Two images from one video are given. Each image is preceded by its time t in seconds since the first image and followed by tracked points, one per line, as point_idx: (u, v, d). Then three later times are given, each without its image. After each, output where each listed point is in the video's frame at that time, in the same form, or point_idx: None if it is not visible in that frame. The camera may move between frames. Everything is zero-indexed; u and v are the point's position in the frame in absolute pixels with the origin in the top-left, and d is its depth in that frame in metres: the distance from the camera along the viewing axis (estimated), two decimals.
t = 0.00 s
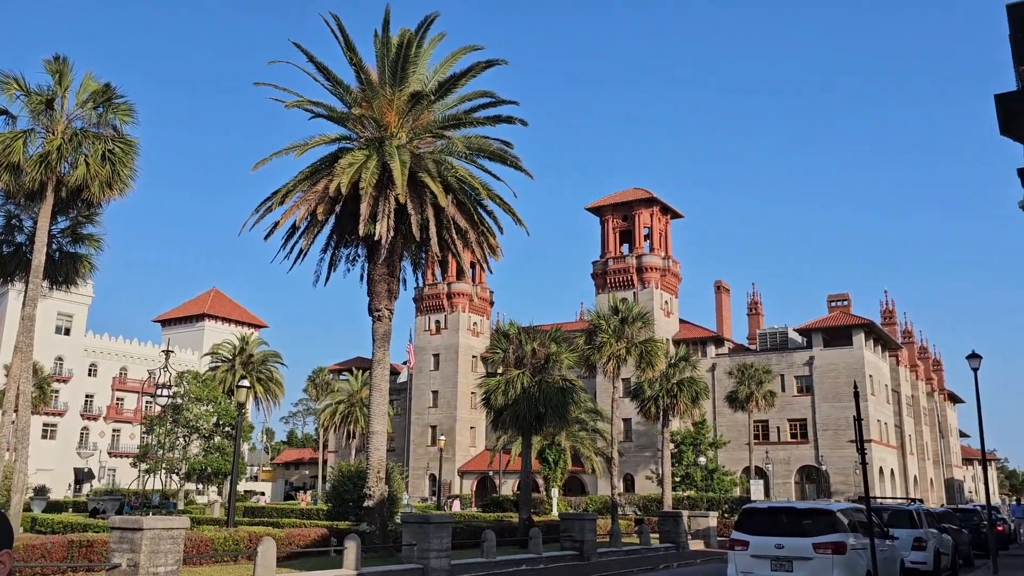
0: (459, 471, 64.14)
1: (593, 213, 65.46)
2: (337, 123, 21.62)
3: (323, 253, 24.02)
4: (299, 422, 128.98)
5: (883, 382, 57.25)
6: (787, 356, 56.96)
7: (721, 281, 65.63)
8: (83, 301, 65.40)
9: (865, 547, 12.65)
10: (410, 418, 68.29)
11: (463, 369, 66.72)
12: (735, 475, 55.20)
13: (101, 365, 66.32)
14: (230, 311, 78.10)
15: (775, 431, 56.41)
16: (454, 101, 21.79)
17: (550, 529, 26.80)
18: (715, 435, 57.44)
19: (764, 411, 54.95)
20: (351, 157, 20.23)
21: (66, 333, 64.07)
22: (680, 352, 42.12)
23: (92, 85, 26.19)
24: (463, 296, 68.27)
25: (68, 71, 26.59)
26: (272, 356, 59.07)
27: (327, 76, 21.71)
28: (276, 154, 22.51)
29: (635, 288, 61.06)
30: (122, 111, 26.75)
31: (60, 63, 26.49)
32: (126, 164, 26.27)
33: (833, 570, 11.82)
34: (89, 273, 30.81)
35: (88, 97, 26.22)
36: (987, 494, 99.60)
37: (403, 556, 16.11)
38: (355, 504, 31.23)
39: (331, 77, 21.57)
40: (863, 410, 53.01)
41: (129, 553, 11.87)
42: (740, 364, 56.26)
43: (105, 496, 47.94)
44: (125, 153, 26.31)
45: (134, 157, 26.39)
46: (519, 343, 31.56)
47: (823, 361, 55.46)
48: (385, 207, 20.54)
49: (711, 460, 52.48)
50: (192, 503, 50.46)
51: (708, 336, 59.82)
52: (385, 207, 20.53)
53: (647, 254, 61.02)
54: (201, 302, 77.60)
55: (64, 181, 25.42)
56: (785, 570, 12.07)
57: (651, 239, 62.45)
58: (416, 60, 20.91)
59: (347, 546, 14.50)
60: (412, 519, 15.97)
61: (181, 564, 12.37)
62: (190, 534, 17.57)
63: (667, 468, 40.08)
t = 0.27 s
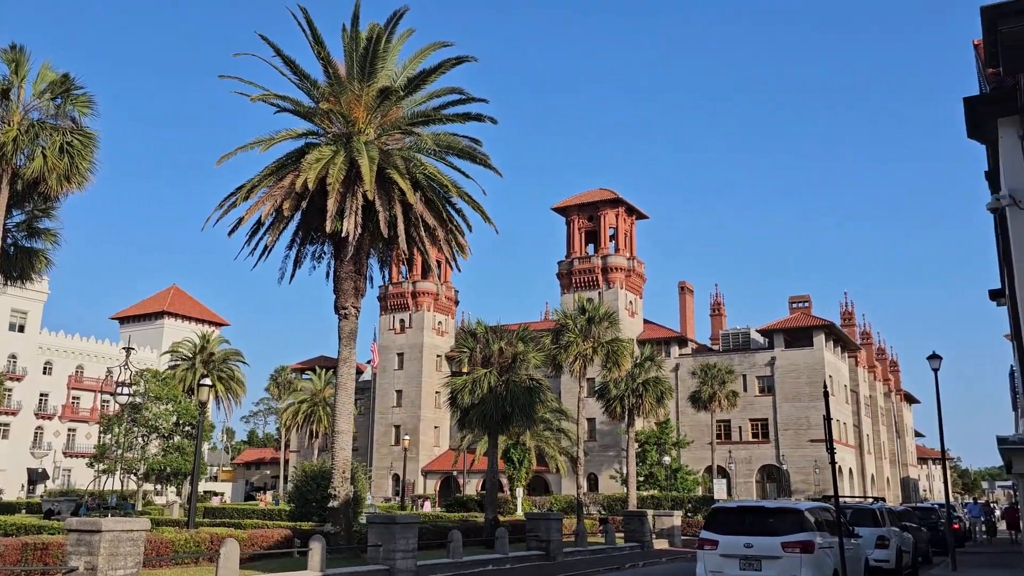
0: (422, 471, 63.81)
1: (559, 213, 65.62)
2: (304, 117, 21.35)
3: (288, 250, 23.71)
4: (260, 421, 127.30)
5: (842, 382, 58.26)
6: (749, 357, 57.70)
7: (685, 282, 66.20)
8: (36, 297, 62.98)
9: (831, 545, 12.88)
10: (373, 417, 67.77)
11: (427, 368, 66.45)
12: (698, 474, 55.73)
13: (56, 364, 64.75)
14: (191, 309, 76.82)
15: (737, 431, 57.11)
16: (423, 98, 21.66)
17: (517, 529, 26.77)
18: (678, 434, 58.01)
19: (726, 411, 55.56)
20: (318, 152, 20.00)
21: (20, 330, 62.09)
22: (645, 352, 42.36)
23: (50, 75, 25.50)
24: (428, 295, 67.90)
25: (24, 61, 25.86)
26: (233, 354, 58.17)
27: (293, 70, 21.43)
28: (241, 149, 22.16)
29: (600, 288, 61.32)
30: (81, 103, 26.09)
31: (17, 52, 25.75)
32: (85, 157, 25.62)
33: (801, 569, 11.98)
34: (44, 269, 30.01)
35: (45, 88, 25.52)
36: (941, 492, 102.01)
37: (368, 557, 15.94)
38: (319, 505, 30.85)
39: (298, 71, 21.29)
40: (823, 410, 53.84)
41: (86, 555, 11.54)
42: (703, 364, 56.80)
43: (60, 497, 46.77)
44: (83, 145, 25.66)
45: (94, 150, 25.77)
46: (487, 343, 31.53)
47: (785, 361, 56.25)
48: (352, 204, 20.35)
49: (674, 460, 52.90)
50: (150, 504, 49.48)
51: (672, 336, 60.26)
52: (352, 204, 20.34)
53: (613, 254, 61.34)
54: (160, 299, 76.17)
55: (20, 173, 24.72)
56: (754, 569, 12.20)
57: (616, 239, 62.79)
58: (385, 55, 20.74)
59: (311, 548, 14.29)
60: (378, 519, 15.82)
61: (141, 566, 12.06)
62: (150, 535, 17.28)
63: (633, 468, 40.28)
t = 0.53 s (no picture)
0: (392, 473, 63.43)
1: (531, 215, 65.68)
2: (277, 115, 21.12)
3: (260, 249, 23.42)
4: (226, 423, 125.77)
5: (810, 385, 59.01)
6: (719, 359, 58.21)
7: (656, 285, 66.60)
8: None
9: (807, 545, 13.04)
10: (342, 419, 67.23)
11: (398, 370, 66.09)
12: (668, 475, 56.07)
13: (18, 365, 63.27)
14: (157, 309, 75.61)
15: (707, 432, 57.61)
16: (398, 96, 21.53)
17: (489, 530, 26.72)
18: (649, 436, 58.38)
19: (696, 413, 55.98)
20: (292, 150, 19.77)
21: None
22: (618, 354, 42.52)
23: (15, 69, 24.90)
24: (399, 296, 67.49)
25: None
26: (201, 355, 57.33)
27: (266, 67, 21.18)
28: (212, 145, 21.83)
29: (571, 290, 61.44)
30: (47, 98, 25.51)
31: None
32: (50, 153, 25.06)
33: (778, 569, 12.09)
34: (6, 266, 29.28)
35: (9, 82, 24.91)
36: (903, 492, 103.93)
37: (341, 560, 15.78)
38: (289, 507, 30.50)
39: (271, 68, 21.04)
40: (792, 412, 54.50)
41: (52, 559, 11.26)
42: (673, 366, 57.17)
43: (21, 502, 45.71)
44: (48, 141, 25.09)
45: (60, 145, 25.21)
46: (460, 343, 31.37)
47: (754, 364, 56.81)
48: (326, 202, 20.17)
49: (645, 461, 53.16)
50: (114, 507, 48.58)
51: (643, 338, 60.53)
52: (326, 202, 20.15)
53: (584, 256, 61.51)
54: (126, 299, 74.89)
55: None
56: (731, 569, 12.29)
57: (588, 242, 62.95)
58: (360, 53, 20.58)
59: (283, 550, 14.10)
60: (351, 522, 15.68)
61: (109, 571, 11.80)
62: (116, 540, 17.17)
63: (605, 469, 40.37)
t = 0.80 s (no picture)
0: (368, 476, 63.01)
1: (508, 217, 65.67)
2: (255, 115, 20.91)
3: (237, 250, 23.17)
4: (199, 426, 124.39)
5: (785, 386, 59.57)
6: (695, 361, 58.57)
7: (633, 287, 66.86)
8: None
9: (788, 547, 13.14)
10: (317, 422, 66.72)
11: (373, 372, 65.72)
12: (645, 477, 56.29)
13: None
14: (128, 311, 74.62)
15: (683, 434, 57.95)
16: (377, 97, 21.42)
17: (468, 534, 26.64)
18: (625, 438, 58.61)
19: (672, 415, 56.26)
20: (270, 150, 19.57)
21: None
22: (595, 356, 42.60)
23: None
24: (375, 298, 67.10)
25: None
26: (173, 358, 56.61)
27: (243, 66, 20.97)
28: (189, 145, 21.57)
29: (548, 291, 61.49)
30: (18, 95, 25.03)
31: None
32: (21, 151, 24.61)
33: (761, 571, 12.16)
34: None
35: None
36: (874, 492, 105.26)
37: (319, 565, 15.62)
38: (264, 511, 30.09)
39: (249, 67, 20.83)
40: (767, 414, 54.95)
41: (26, 568, 11.03)
42: (650, 368, 57.42)
43: None
44: (19, 139, 24.63)
45: (32, 144, 24.78)
46: (438, 346, 31.18)
47: (729, 366, 57.21)
48: (305, 203, 19.99)
49: (622, 463, 53.32)
50: (85, 513, 47.83)
51: (619, 340, 60.69)
52: (304, 203, 19.97)
53: (561, 258, 61.60)
54: (97, 300, 73.77)
55: None
56: (714, 572, 12.33)
57: (564, 244, 63.06)
58: (339, 53, 20.44)
59: (260, 556, 13.91)
60: (330, 526, 15.53)
61: None
62: (90, 546, 16.80)
63: (582, 471, 40.41)
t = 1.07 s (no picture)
0: (346, 477, 62.70)
1: (487, 216, 65.62)
2: (234, 112, 20.72)
3: (214, 248, 22.96)
4: (175, 426, 123.25)
5: (762, 386, 60.07)
6: (673, 360, 58.90)
7: (611, 286, 67.08)
8: None
9: (768, 545, 13.24)
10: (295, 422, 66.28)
11: (352, 371, 65.41)
12: (623, 476, 56.51)
13: None
14: (103, 310, 73.67)
15: (661, 433, 58.23)
16: (358, 94, 21.32)
17: (448, 534, 26.61)
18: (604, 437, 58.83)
19: (651, 414, 56.51)
20: (249, 148, 19.40)
21: None
22: (575, 355, 42.68)
23: None
24: (353, 297, 66.71)
25: None
26: (149, 357, 55.97)
27: (222, 63, 20.77)
28: (166, 142, 21.33)
29: (527, 291, 61.54)
30: None
31: None
32: None
33: (742, 570, 12.24)
34: None
35: None
36: (849, 490, 106.50)
37: (297, 566, 15.49)
38: (241, 512, 29.81)
39: (228, 64, 20.64)
40: (744, 413, 55.37)
41: None
42: (629, 368, 57.63)
43: None
44: None
45: (6, 142, 24.43)
46: (419, 345, 31.06)
47: (707, 365, 57.57)
48: (284, 202, 19.85)
49: (601, 462, 53.47)
50: (58, 515, 47.16)
51: (598, 340, 60.83)
52: (284, 202, 19.83)
53: (540, 258, 61.66)
54: (70, 299, 72.76)
55: None
56: (695, 571, 12.38)
57: (544, 244, 63.13)
58: (319, 50, 20.31)
59: (239, 556, 13.76)
60: (309, 527, 15.39)
61: None
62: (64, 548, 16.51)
63: (562, 471, 40.48)
